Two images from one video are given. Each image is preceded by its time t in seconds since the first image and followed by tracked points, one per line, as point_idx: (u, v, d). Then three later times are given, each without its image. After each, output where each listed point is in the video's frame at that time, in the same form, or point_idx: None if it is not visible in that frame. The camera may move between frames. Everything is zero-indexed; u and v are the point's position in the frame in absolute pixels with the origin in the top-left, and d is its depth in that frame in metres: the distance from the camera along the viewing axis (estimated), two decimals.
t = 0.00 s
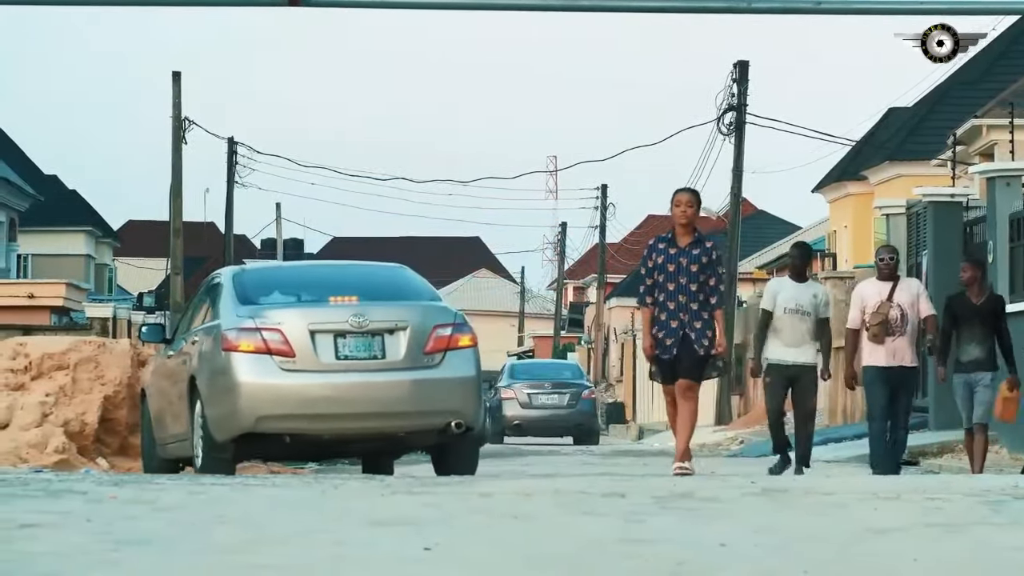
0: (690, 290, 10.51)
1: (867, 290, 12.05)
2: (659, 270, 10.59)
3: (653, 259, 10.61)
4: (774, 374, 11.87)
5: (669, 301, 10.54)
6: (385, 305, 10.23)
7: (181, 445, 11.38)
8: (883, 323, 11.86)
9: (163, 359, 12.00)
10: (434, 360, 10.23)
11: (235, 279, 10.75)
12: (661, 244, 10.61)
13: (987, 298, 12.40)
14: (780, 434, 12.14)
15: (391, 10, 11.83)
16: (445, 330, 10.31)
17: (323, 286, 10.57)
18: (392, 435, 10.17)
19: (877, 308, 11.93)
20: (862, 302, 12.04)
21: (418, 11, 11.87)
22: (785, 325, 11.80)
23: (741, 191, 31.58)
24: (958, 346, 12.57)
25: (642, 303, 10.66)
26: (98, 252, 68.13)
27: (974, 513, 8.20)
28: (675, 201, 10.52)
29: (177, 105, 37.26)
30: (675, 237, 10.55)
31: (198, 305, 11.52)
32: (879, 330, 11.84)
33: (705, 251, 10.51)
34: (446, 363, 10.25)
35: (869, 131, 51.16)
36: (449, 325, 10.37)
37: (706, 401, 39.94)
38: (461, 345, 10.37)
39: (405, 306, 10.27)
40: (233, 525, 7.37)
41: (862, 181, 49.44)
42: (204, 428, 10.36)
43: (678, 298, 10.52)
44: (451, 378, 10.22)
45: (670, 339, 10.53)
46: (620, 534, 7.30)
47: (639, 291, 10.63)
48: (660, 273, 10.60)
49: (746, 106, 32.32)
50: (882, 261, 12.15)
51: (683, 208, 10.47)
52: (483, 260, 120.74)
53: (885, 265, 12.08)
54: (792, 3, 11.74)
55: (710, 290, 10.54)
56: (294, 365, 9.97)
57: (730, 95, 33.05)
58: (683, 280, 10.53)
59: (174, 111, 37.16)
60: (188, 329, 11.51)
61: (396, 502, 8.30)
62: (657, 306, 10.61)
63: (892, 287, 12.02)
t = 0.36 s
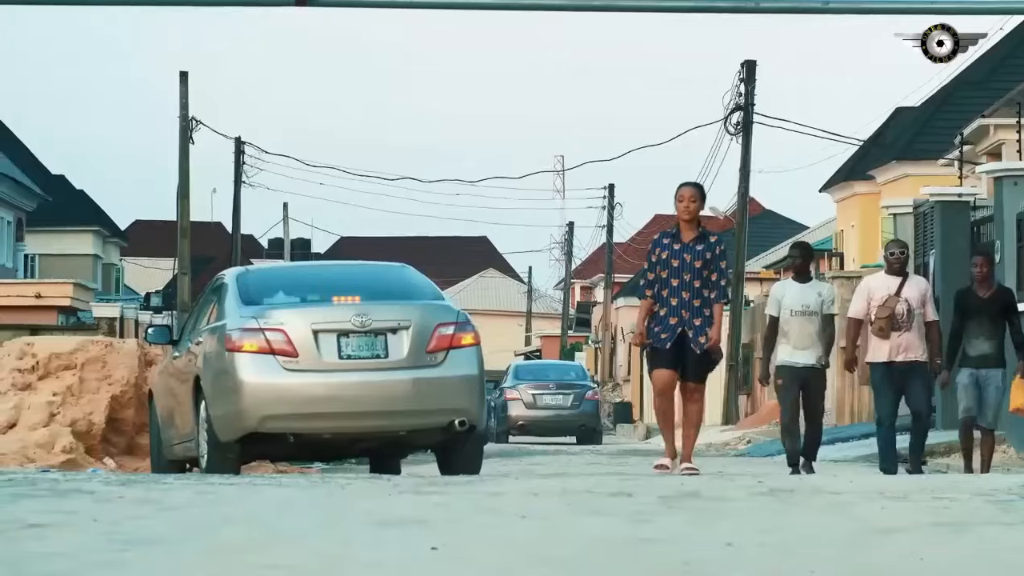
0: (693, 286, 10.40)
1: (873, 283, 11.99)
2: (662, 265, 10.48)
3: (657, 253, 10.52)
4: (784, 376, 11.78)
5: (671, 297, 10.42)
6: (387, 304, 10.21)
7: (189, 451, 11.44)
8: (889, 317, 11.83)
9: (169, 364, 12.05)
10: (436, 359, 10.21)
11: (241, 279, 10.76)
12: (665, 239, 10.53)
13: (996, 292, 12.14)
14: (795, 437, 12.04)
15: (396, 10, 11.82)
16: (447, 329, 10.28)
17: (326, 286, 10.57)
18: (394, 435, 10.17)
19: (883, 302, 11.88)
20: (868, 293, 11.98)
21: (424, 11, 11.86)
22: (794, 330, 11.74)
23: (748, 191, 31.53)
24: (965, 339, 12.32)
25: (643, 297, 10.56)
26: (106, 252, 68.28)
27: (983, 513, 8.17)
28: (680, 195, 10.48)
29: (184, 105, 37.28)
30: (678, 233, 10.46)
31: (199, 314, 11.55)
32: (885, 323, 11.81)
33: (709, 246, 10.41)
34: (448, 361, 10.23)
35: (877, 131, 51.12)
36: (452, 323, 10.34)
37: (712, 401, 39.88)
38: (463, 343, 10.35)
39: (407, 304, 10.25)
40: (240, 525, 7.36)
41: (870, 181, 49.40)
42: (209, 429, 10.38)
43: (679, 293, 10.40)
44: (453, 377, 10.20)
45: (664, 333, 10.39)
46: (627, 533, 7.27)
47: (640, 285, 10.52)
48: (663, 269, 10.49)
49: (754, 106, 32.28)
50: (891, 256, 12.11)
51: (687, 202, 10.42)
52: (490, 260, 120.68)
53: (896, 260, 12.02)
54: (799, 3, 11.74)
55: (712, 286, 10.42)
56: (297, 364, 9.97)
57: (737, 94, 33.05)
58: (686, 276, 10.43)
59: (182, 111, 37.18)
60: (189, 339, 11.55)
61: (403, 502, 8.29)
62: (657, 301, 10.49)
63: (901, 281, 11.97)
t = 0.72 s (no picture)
0: (685, 286, 10.30)
1: (887, 287, 11.89)
2: (654, 265, 10.35)
3: (647, 253, 10.38)
4: (781, 372, 11.70)
5: (663, 297, 10.30)
6: (390, 311, 10.20)
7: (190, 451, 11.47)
8: (904, 322, 11.75)
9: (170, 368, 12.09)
10: (439, 366, 10.20)
11: (243, 283, 10.74)
12: (655, 238, 10.37)
13: (992, 294, 12.13)
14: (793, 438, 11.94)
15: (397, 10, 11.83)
16: (450, 336, 10.28)
17: (327, 291, 10.55)
18: (395, 442, 10.17)
19: (897, 307, 11.78)
20: (882, 297, 11.86)
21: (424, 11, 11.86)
22: (788, 325, 11.62)
23: (750, 191, 31.53)
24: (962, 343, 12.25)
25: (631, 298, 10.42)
26: (108, 252, 68.29)
27: (984, 513, 8.17)
28: (671, 194, 10.37)
29: (186, 105, 37.27)
30: (668, 232, 10.33)
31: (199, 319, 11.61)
32: (900, 328, 11.72)
33: (701, 246, 10.31)
34: (451, 369, 10.23)
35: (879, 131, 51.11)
36: (454, 331, 10.33)
37: (715, 402, 39.89)
38: (466, 351, 10.35)
39: (410, 311, 10.24)
40: (241, 525, 7.36)
41: (872, 181, 49.39)
42: (210, 433, 10.39)
43: (671, 294, 10.29)
44: (455, 384, 10.20)
45: (656, 335, 10.28)
46: (629, 534, 7.27)
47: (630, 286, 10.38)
48: (654, 268, 10.35)
49: (755, 106, 32.27)
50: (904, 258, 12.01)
51: (678, 202, 10.30)
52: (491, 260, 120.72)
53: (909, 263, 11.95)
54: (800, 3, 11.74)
55: (705, 286, 10.33)
56: (299, 372, 9.96)
57: (739, 95, 33.03)
58: (678, 276, 10.30)
59: (183, 110, 37.17)
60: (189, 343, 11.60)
61: (405, 502, 8.29)
62: (646, 302, 10.37)
63: (915, 286, 11.88)
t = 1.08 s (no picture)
0: (674, 281, 10.19)
1: (894, 282, 11.91)
2: (641, 260, 10.26)
3: (634, 248, 10.28)
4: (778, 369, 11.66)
5: (651, 294, 10.21)
6: (391, 307, 10.20)
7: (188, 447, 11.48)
8: (914, 316, 11.75)
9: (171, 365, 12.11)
10: (439, 363, 10.20)
11: (244, 280, 10.75)
12: (642, 233, 10.27)
13: (994, 288, 11.87)
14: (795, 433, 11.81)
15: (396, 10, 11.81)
16: (450, 332, 10.28)
17: (327, 288, 10.55)
18: (396, 438, 10.17)
19: (906, 301, 11.80)
20: (890, 294, 11.89)
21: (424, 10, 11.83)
22: (789, 323, 11.60)
23: (750, 191, 31.52)
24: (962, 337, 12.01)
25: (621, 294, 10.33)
26: (109, 252, 68.36)
27: (985, 513, 8.15)
28: (656, 187, 10.23)
29: (187, 104, 37.25)
30: (655, 228, 10.22)
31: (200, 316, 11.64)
32: (910, 323, 11.72)
33: (688, 241, 10.19)
34: (452, 365, 10.23)
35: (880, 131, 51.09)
36: (455, 327, 10.33)
37: (715, 401, 39.85)
38: (466, 347, 10.34)
39: (410, 308, 10.24)
40: (240, 524, 7.34)
41: (873, 181, 49.39)
42: (211, 431, 10.38)
43: (660, 289, 10.19)
44: (456, 380, 10.20)
45: (646, 331, 10.18)
46: (630, 534, 7.25)
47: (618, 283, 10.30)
48: (642, 264, 10.26)
49: (756, 106, 32.27)
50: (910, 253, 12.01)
51: (664, 196, 10.16)
52: (491, 259, 120.82)
53: (915, 258, 11.93)
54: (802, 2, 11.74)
55: (693, 281, 10.23)
56: (300, 368, 9.96)
57: (741, 94, 33.02)
58: (667, 271, 10.19)
59: (185, 109, 37.16)
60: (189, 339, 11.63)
61: (405, 502, 8.27)
62: (635, 298, 10.27)
63: (922, 280, 11.88)
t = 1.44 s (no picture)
0: (671, 279, 10.00)
1: (894, 280, 11.83)
2: (638, 259, 10.09)
3: (631, 247, 10.12)
4: (786, 370, 11.62)
5: (648, 292, 10.03)
6: (396, 307, 10.20)
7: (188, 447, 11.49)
8: (913, 315, 11.66)
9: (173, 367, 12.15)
10: (444, 362, 10.20)
11: (249, 279, 10.74)
12: (639, 232, 10.10)
13: (1012, 285, 11.92)
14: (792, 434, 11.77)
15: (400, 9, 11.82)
16: (455, 332, 10.27)
17: (331, 288, 10.55)
18: (401, 438, 10.17)
19: (906, 300, 11.71)
20: (888, 291, 11.80)
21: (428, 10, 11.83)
22: (800, 321, 11.55)
23: (755, 190, 31.49)
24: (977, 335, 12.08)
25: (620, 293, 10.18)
26: (113, 252, 68.40)
27: (990, 513, 8.12)
28: (654, 185, 10.06)
29: (191, 104, 37.24)
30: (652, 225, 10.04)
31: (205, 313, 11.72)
32: (910, 321, 11.63)
33: (685, 239, 9.99)
34: (456, 365, 10.22)
35: (884, 130, 51.05)
36: (460, 327, 10.33)
37: (719, 401, 39.82)
38: (471, 347, 10.33)
39: (415, 308, 10.24)
40: (244, 525, 7.33)
41: (877, 180, 49.35)
42: (216, 431, 10.38)
43: (658, 287, 10.01)
44: (461, 380, 10.19)
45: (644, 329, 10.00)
46: (634, 534, 7.23)
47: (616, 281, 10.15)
48: (639, 262, 10.10)
49: (761, 105, 32.25)
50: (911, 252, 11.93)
51: (661, 193, 9.99)
52: (495, 258, 120.88)
53: (916, 257, 11.89)
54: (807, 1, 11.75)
55: (691, 280, 10.01)
56: (305, 368, 9.96)
57: (745, 93, 33.00)
58: (664, 268, 10.02)
59: (189, 109, 37.15)
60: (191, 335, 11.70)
61: (409, 502, 8.25)
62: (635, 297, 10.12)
63: (923, 278, 11.82)
